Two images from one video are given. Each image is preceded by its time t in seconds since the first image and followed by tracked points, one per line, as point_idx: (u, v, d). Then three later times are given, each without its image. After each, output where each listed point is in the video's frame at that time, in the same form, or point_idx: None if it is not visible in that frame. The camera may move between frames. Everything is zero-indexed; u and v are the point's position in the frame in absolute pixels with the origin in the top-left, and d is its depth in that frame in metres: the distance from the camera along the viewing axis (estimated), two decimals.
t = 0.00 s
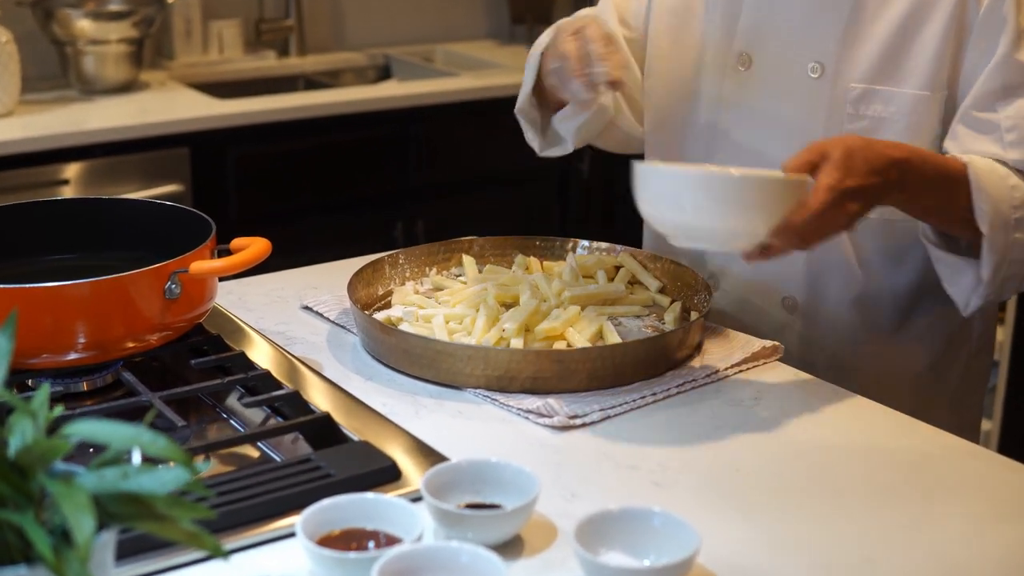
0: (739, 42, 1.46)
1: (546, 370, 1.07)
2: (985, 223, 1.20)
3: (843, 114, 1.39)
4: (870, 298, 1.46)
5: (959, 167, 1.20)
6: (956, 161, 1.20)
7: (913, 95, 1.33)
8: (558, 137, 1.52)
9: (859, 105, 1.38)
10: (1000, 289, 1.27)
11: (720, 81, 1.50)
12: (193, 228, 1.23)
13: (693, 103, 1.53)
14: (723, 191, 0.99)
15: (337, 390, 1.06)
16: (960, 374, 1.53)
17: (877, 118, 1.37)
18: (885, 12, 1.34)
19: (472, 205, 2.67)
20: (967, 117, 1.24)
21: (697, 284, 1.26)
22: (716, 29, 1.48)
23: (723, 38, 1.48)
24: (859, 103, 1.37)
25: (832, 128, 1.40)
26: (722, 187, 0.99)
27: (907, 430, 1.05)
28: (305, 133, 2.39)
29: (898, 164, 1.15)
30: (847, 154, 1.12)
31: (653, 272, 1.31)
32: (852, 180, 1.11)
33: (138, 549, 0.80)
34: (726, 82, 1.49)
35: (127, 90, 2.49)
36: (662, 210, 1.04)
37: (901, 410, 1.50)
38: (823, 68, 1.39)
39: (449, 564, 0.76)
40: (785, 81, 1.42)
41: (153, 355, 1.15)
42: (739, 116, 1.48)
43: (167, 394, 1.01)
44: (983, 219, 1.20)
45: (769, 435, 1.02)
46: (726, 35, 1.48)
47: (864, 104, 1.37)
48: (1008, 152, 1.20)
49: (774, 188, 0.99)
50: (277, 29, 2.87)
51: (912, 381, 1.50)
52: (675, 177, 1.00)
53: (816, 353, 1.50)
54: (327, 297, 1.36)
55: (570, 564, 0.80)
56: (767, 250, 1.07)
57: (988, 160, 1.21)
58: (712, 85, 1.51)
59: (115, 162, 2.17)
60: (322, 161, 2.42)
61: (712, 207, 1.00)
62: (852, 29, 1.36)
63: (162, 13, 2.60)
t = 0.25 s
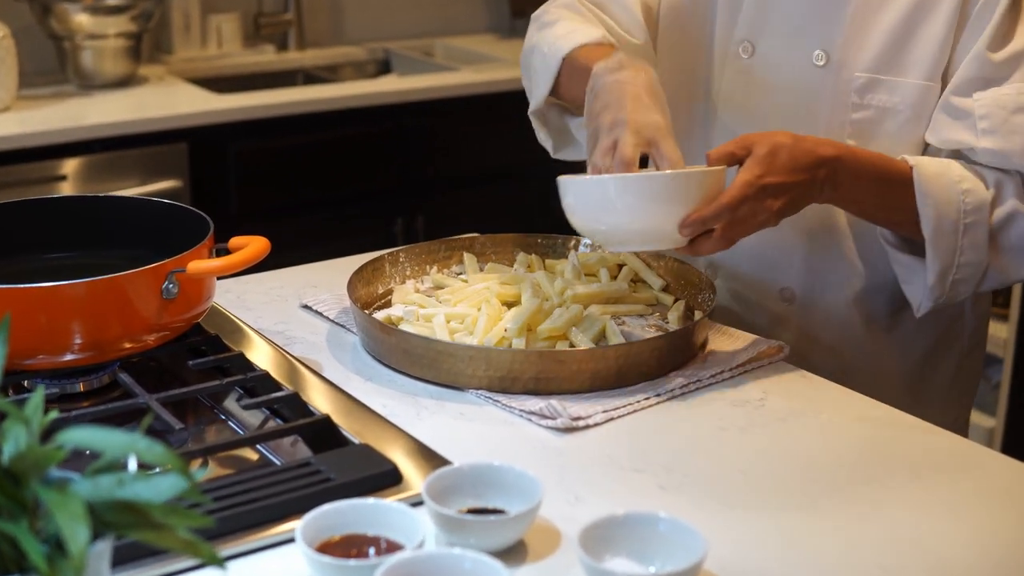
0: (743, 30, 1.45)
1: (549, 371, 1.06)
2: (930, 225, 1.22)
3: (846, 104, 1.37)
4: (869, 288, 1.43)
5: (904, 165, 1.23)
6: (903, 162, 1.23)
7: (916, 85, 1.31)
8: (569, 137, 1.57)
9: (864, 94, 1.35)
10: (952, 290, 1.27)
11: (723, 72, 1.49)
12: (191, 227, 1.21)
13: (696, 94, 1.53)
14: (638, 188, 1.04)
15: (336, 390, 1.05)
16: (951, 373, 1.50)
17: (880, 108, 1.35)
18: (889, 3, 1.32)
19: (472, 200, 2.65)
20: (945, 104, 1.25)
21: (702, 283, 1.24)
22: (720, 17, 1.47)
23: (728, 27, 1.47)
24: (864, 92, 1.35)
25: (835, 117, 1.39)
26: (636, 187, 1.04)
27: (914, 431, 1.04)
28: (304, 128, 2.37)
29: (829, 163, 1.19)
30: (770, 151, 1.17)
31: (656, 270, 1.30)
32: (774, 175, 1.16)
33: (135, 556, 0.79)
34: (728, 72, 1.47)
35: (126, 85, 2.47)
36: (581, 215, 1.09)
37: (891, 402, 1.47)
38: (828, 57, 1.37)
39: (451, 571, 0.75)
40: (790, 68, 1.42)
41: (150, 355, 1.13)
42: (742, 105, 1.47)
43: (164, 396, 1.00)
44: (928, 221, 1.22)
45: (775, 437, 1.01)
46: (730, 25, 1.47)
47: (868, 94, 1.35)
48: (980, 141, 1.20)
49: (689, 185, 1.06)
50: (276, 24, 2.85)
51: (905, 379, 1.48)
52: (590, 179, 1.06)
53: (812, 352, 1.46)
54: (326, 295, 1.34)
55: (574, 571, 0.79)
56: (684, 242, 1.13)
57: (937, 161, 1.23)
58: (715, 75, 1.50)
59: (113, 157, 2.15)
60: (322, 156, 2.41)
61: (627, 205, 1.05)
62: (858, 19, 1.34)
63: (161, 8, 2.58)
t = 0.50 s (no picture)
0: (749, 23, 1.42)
1: (552, 371, 1.03)
2: (914, 232, 1.20)
3: (853, 100, 1.35)
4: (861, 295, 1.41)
5: (886, 172, 1.21)
6: (885, 168, 1.21)
7: (920, 83, 1.28)
8: (570, 154, 1.53)
9: (869, 91, 1.32)
10: (940, 296, 1.25)
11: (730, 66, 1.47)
12: (186, 223, 1.19)
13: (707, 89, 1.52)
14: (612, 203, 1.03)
15: (333, 391, 1.03)
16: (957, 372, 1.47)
17: (885, 106, 1.32)
18: None
19: (471, 195, 2.63)
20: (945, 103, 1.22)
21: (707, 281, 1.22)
22: (727, 12, 1.45)
23: (734, 22, 1.45)
24: (870, 89, 1.32)
25: (841, 115, 1.36)
26: (609, 203, 1.03)
27: (925, 431, 1.02)
28: (302, 122, 2.34)
29: (804, 171, 1.18)
30: (746, 162, 1.16)
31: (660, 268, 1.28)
32: (749, 186, 1.15)
33: (127, 563, 0.77)
34: (734, 66, 1.45)
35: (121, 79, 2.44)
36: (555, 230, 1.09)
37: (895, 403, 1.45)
38: (834, 52, 1.34)
39: None
40: (797, 62, 1.38)
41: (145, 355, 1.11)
42: (747, 101, 1.44)
43: (158, 397, 0.98)
44: (911, 229, 1.19)
45: (783, 438, 0.98)
46: (737, 18, 1.44)
47: (873, 91, 1.32)
48: (977, 139, 1.17)
49: (662, 200, 1.05)
50: (274, 17, 2.83)
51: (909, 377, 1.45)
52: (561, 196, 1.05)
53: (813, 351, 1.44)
54: (324, 293, 1.32)
55: None
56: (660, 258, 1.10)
57: (922, 166, 1.20)
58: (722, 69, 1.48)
59: (108, 152, 2.13)
60: (319, 151, 2.38)
61: (601, 219, 1.04)
62: (867, 14, 1.32)
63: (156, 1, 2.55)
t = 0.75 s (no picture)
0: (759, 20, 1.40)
1: (558, 377, 1.01)
2: (901, 235, 1.17)
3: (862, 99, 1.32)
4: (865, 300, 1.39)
5: (874, 175, 1.17)
6: (874, 171, 1.17)
7: (926, 82, 1.25)
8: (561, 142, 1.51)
9: (877, 90, 1.29)
10: (929, 300, 1.22)
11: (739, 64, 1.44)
12: (183, 224, 1.16)
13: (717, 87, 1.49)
14: (582, 198, 1.01)
15: (334, 398, 1.00)
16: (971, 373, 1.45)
17: (893, 105, 1.29)
18: None
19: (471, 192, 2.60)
20: (945, 100, 1.19)
21: (715, 282, 1.19)
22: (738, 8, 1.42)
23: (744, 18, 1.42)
24: (878, 87, 1.29)
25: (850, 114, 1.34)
26: (577, 198, 1.01)
27: (941, 436, 1.00)
28: (300, 119, 2.31)
29: (784, 171, 1.14)
30: (724, 158, 1.12)
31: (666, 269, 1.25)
32: (726, 185, 1.12)
33: None
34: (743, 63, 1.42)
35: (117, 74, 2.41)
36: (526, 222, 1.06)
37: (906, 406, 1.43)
38: (842, 49, 1.32)
39: None
40: (805, 61, 1.36)
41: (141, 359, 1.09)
42: (756, 99, 1.42)
43: (155, 404, 0.95)
44: (899, 232, 1.17)
45: (796, 445, 0.96)
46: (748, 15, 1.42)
47: (882, 89, 1.29)
48: (976, 137, 1.14)
49: (631, 199, 1.02)
50: (271, 11, 2.80)
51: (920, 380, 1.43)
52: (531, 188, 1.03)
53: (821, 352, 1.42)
54: (324, 294, 1.30)
55: None
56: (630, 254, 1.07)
57: (913, 167, 1.17)
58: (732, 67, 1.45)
59: (104, 149, 2.10)
60: (318, 147, 2.35)
61: (569, 215, 1.02)
62: (876, 9, 1.28)
63: None
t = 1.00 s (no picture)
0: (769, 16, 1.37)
1: (567, 385, 0.98)
2: (929, 241, 1.13)
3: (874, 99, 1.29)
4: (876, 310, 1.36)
5: (902, 180, 1.13)
6: (902, 174, 1.13)
7: (939, 83, 1.22)
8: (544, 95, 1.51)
9: (890, 91, 1.26)
10: (956, 309, 1.19)
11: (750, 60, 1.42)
12: (181, 226, 1.14)
13: (721, 83, 1.47)
14: (607, 202, 0.97)
15: (337, 406, 0.97)
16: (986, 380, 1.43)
17: (908, 106, 1.26)
18: None
19: (471, 190, 2.58)
20: (964, 102, 1.16)
21: (727, 285, 1.17)
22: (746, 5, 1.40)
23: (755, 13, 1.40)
24: (891, 88, 1.26)
25: (862, 114, 1.31)
26: (596, 203, 0.97)
27: (961, 444, 0.97)
28: (298, 116, 2.28)
29: (812, 174, 1.10)
30: (754, 163, 1.08)
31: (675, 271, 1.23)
32: (756, 191, 1.07)
33: None
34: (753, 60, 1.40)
35: (112, 71, 2.38)
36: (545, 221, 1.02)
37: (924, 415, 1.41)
38: (854, 48, 1.29)
39: None
40: (816, 60, 1.33)
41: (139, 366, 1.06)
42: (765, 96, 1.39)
43: (153, 414, 0.92)
44: (927, 237, 1.13)
45: (813, 456, 0.93)
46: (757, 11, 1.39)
47: (896, 91, 1.26)
48: (995, 142, 1.10)
49: (658, 204, 0.97)
50: (268, 8, 2.77)
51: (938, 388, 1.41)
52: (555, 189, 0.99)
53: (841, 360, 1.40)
54: (325, 298, 1.27)
55: None
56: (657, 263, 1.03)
57: (938, 169, 1.13)
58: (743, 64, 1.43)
59: (100, 148, 2.07)
60: (316, 145, 2.32)
61: (593, 219, 0.98)
62: (889, 8, 1.25)
63: None
